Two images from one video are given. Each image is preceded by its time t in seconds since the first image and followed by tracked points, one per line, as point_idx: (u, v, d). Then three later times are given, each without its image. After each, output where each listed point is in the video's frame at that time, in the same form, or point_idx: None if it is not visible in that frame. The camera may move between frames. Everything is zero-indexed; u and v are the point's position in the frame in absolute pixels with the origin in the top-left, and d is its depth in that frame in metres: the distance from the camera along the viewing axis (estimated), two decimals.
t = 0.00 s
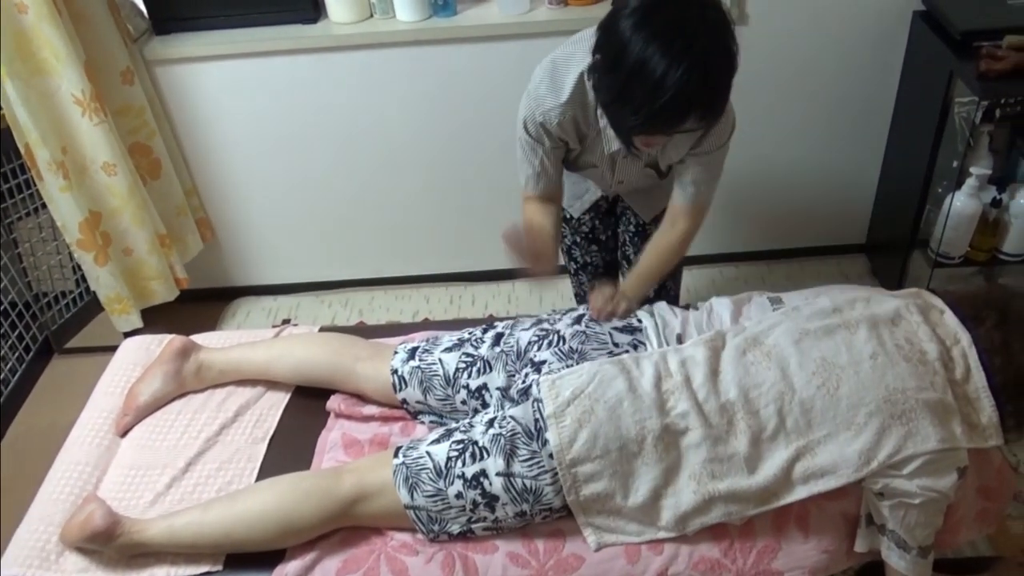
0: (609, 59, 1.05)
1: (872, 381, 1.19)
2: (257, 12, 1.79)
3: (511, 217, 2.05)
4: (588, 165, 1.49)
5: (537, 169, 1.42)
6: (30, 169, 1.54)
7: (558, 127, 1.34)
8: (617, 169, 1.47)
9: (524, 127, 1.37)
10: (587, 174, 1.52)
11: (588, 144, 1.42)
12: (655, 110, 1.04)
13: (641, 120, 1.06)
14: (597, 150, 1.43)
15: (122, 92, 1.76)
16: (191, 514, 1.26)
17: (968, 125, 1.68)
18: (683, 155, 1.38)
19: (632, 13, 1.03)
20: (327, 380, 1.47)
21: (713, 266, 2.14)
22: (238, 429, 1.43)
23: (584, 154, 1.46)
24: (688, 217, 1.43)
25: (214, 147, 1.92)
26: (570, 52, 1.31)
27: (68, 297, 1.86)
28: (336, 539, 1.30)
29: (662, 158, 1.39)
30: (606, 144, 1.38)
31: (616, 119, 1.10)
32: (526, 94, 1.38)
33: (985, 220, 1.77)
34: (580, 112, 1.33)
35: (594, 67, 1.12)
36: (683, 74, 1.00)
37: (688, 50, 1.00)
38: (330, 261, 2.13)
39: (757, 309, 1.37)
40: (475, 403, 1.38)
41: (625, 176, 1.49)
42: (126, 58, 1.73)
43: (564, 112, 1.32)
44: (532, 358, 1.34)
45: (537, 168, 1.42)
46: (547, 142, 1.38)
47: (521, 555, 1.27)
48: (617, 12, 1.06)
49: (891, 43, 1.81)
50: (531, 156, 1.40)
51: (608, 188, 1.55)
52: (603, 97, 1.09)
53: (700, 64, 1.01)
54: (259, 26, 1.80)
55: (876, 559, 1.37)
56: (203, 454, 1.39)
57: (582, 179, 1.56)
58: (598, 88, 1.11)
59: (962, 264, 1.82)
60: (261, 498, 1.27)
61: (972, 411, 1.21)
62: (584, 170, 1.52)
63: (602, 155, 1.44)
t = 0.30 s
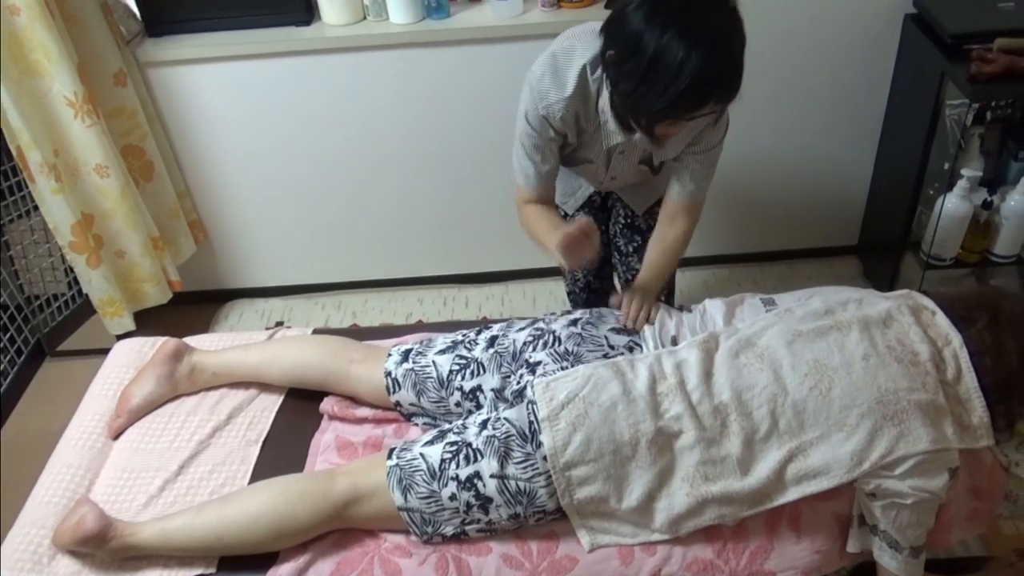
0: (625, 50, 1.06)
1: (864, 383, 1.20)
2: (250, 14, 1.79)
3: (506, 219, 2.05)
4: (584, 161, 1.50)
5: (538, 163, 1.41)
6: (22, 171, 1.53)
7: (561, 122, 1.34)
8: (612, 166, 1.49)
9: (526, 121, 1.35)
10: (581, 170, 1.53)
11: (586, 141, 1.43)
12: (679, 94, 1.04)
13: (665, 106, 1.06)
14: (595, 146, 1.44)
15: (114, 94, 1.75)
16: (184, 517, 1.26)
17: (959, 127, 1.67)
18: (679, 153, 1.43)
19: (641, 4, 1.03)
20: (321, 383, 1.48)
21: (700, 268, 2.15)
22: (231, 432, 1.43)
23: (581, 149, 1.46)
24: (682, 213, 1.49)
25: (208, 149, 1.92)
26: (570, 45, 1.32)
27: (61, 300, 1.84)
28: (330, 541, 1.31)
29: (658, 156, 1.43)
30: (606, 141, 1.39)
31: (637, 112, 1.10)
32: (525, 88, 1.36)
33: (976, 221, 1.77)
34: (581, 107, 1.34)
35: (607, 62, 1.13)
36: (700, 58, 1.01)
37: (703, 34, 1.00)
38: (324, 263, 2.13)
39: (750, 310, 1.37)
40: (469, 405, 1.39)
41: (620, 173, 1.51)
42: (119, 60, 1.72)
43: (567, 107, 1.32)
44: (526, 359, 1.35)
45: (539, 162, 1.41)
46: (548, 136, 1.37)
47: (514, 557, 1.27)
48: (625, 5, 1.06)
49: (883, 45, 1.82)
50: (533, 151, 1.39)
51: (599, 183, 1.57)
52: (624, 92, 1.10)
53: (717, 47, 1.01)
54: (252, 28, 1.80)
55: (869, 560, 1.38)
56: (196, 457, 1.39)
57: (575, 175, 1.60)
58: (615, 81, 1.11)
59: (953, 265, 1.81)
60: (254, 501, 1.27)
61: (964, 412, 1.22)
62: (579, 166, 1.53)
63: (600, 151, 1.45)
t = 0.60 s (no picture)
0: (647, 31, 1.05)
1: (854, 385, 1.20)
2: (242, 18, 1.79)
3: (499, 222, 2.06)
4: (602, 160, 1.41)
5: (559, 161, 1.33)
6: (12, 175, 1.53)
7: (580, 115, 1.27)
8: (629, 164, 1.40)
9: (544, 116, 1.28)
10: (598, 170, 1.44)
11: (604, 137, 1.34)
12: (703, 76, 1.02)
13: (690, 85, 1.03)
14: (614, 141, 1.36)
15: (105, 98, 1.75)
16: (176, 521, 1.26)
17: (948, 131, 1.69)
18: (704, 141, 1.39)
19: None
20: (312, 386, 1.48)
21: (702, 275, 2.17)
22: (223, 436, 1.43)
23: (599, 146, 1.38)
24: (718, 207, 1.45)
25: (200, 153, 1.92)
26: (586, 38, 1.26)
27: (50, 305, 1.83)
28: (321, 545, 1.31)
29: (680, 148, 1.38)
30: (625, 135, 1.30)
31: (659, 93, 1.08)
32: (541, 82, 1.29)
33: (965, 225, 1.79)
34: (600, 101, 1.27)
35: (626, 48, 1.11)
36: (724, 36, 1.00)
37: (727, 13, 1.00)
38: (317, 266, 2.12)
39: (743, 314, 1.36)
40: (462, 407, 1.39)
41: (636, 173, 1.42)
42: (110, 64, 1.71)
43: (586, 100, 1.24)
44: (518, 362, 1.34)
45: (558, 161, 1.33)
46: (567, 133, 1.30)
47: (507, 559, 1.28)
48: None
49: (873, 50, 1.83)
50: (553, 147, 1.31)
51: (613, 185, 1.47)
52: (642, 76, 1.08)
53: (739, 27, 1.00)
54: (244, 32, 1.80)
55: (859, 561, 1.38)
56: (187, 461, 1.39)
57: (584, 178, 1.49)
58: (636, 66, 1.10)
59: (942, 269, 1.83)
60: (246, 504, 1.27)
61: (953, 414, 1.23)
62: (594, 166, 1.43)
63: (619, 146, 1.36)
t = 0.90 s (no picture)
0: (709, 20, 0.96)
1: (843, 388, 1.20)
2: (232, 22, 1.79)
3: (491, 225, 2.06)
4: (648, 162, 1.30)
5: (606, 162, 1.22)
6: None
7: (632, 115, 1.17)
8: (676, 166, 1.30)
9: (592, 115, 1.18)
10: (644, 172, 1.33)
11: (654, 138, 1.24)
12: (766, 70, 0.94)
13: (751, 81, 0.96)
14: (662, 142, 1.25)
15: (94, 102, 1.74)
16: (164, 525, 1.26)
17: (937, 135, 1.70)
18: (755, 141, 1.29)
19: None
20: (302, 391, 1.48)
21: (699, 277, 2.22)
22: (212, 440, 1.43)
23: (648, 148, 1.27)
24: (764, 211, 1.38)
25: (190, 156, 1.91)
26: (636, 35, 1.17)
27: (39, 309, 1.86)
28: (310, 549, 1.30)
29: (730, 148, 1.28)
30: (678, 134, 1.20)
31: (717, 87, 0.99)
32: (588, 80, 1.19)
33: (953, 230, 1.80)
34: (653, 100, 1.17)
35: (682, 37, 1.03)
36: (790, 29, 0.92)
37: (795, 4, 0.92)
38: (308, 269, 2.12)
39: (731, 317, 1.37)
40: (452, 411, 1.39)
41: (681, 173, 1.34)
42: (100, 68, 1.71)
43: (640, 98, 1.15)
44: (508, 366, 1.34)
45: (605, 163, 1.22)
46: (616, 133, 1.20)
47: (496, 563, 1.28)
48: None
49: (861, 54, 1.84)
50: (601, 148, 1.21)
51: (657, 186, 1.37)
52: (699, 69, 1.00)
53: (808, 20, 0.93)
54: (234, 36, 1.80)
55: (849, 564, 1.39)
56: (176, 465, 1.39)
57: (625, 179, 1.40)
58: (692, 58, 1.02)
59: (930, 273, 1.85)
60: (235, 508, 1.26)
61: (941, 416, 1.23)
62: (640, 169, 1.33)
63: (668, 147, 1.25)
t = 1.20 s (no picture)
0: (789, 24, 0.93)
1: (836, 394, 1.20)
2: (226, 26, 1.79)
3: (485, 229, 2.06)
4: (708, 167, 1.26)
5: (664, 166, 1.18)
6: None
7: (697, 118, 1.13)
8: (737, 171, 1.27)
9: (655, 116, 1.13)
10: (702, 178, 1.29)
11: (719, 141, 1.20)
12: (850, 74, 0.90)
13: (831, 88, 0.92)
14: (727, 146, 1.21)
15: (87, 104, 1.73)
16: (156, 529, 1.25)
17: (928, 144, 1.70)
18: (816, 148, 1.25)
19: None
20: (295, 395, 1.47)
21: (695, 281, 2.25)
22: (204, 444, 1.43)
23: (709, 152, 1.23)
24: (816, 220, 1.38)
25: (183, 160, 1.91)
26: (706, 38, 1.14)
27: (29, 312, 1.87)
28: (302, 554, 1.30)
29: (791, 153, 1.25)
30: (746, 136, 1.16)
31: (791, 91, 0.96)
32: (652, 80, 1.15)
33: (945, 236, 1.83)
34: (720, 103, 1.13)
35: (757, 39, 1.00)
36: (873, 36, 0.89)
37: (881, 11, 0.90)
38: (302, 272, 2.12)
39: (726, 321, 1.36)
40: (445, 416, 1.39)
41: (742, 179, 1.30)
42: (92, 71, 1.70)
43: (708, 100, 1.11)
44: (501, 371, 1.34)
45: (661, 167, 1.17)
46: (678, 135, 1.15)
47: (489, 567, 1.28)
48: None
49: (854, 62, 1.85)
50: (659, 151, 1.16)
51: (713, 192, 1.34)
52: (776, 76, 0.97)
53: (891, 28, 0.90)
54: (228, 39, 1.80)
55: (842, 569, 1.39)
56: (167, 469, 1.38)
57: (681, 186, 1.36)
58: (766, 61, 0.99)
59: (922, 279, 1.88)
60: (227, 512, 1.26)
61: (933, 421, 1.23)
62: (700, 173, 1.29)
63: (731, 151, 1.22)
